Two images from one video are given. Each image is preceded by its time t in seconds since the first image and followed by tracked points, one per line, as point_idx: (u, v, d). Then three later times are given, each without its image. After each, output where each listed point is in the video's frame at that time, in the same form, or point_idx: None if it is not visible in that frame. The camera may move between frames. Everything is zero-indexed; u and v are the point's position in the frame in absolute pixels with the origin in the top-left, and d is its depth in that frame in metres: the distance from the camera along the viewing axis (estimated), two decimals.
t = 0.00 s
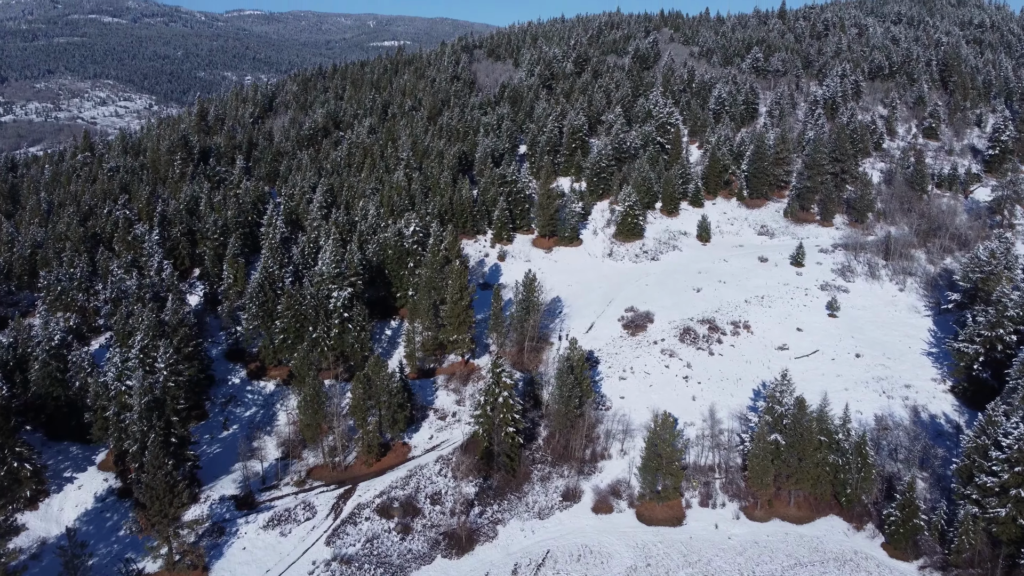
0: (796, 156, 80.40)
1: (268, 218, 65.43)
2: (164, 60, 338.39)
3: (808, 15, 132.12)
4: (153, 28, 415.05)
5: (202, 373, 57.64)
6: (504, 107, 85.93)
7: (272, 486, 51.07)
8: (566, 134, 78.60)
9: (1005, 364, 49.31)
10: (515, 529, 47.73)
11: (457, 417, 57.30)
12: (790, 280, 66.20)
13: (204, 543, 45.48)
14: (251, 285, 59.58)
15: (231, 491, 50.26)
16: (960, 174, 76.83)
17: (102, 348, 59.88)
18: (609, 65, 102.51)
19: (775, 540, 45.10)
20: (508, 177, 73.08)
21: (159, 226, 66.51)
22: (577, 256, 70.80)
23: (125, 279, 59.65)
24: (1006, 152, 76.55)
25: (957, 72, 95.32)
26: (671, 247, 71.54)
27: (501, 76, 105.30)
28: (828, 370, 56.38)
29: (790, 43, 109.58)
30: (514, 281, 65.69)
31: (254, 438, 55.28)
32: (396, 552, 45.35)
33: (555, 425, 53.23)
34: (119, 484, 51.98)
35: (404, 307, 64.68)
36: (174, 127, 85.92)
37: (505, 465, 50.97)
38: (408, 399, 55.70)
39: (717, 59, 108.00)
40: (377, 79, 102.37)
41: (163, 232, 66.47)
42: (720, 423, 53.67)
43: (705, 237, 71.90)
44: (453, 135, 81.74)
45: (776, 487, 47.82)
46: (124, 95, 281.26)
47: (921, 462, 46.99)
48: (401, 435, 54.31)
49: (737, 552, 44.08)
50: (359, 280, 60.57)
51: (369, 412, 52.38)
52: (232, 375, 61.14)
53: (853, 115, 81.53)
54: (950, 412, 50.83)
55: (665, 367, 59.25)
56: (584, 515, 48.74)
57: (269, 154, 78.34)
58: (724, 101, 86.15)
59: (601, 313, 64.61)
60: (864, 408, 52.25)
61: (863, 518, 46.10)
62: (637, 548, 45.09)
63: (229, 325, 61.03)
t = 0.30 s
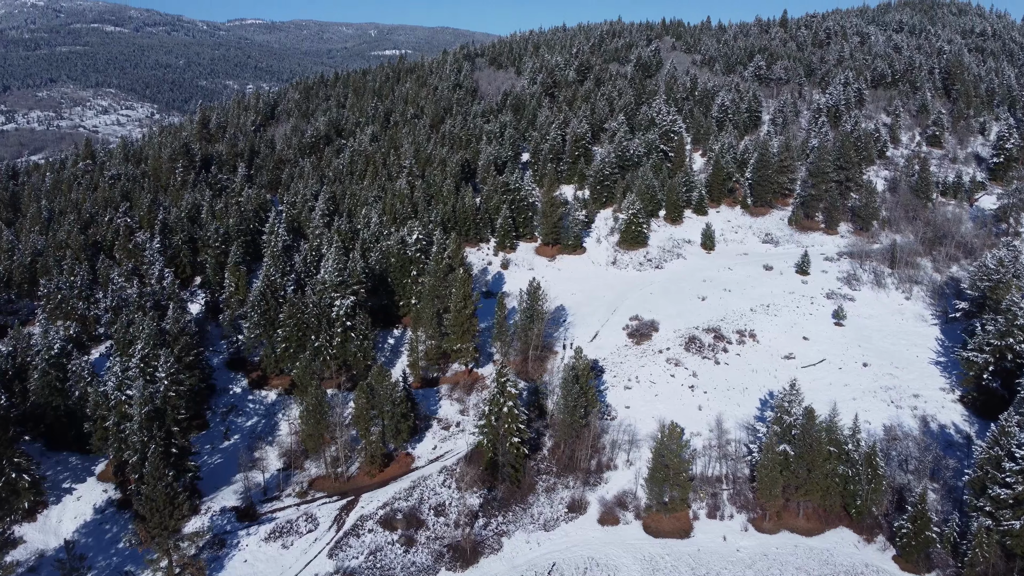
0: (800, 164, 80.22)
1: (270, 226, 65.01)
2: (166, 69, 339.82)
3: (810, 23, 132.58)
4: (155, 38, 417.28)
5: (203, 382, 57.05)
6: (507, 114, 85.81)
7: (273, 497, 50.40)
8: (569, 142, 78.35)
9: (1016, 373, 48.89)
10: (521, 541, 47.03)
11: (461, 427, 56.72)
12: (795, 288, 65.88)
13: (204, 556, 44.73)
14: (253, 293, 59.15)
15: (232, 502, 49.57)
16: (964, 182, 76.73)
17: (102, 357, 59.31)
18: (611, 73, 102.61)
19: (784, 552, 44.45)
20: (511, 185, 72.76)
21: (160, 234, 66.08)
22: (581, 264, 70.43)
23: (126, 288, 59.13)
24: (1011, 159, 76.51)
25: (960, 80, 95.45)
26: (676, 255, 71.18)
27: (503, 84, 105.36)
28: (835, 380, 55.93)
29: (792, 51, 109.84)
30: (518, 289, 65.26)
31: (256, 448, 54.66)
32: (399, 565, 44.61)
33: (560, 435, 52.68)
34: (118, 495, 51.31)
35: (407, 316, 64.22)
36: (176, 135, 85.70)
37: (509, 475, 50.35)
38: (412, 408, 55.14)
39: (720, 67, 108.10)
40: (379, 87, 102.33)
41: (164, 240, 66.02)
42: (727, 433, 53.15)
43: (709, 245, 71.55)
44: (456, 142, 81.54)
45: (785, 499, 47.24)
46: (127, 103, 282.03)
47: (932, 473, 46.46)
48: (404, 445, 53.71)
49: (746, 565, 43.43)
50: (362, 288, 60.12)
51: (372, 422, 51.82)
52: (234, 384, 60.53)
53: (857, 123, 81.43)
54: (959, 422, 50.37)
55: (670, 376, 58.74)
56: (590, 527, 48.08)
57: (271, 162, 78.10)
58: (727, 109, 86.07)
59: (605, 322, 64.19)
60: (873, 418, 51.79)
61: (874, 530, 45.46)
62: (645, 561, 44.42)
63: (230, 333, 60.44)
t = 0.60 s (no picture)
0: (810, 172, 79.85)
1: (278, 233, 64.69)
2: (174, 77, 342.06)
3: (818, 32, 132.74)
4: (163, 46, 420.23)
5: (210, 391, 56.57)
6: (515, 122, 85.74)
7: (281, 508, 49.78)
8: (578, 150, 78.07)
9: None
10: (531, 553, 46.27)
11: (471, 437, 56.14)
12: (807, 297, 65.38)
13: (210, 568, 44.02)
14: (261, 301, 58.81)
15: (239, 513, 48.92)
16: (976, 191, 76.38)
17: (109, 365, 58.95)
18: (619, 81, 102.62)
19: (800, 566, 43.68)
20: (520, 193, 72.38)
21: (168, 241, 65.83)
22: (590, 272, 70.02)
23: (133, 295, 58.76)
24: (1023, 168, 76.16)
25: (970, 88, 95.26)
26: (685, 264, 70.75)
27: (511, 92, 105.43)
28: (849, 390, 55.32)
29: (800, 60, 109.87)
30: (528, 297, 64.82)
31: (263, 458, 54.11)
32: None
33: (570, 445, 52.07)
34: (125, 505, 50.76)
35: (416, 324, 63.79)
36: (184, 142, 85.72)
37: (520, 486, 49.69)
38: (421, 418, 54.60)
39: (728, 75, 108.10)
40: (387, 95, 102.38)
41: (172, 247, 65.71)
42: (740, 444, 52.48)
43: (719, 253, 71.08)
44: (464, 150, 81.33)
45: (800, 511, 46.53)
46: (135, 111, 283.56)
47: (949, 485, 45.73)
48: (413, 456, 53.11)
49: None
50: (370, 296, 59.72)
51: (381, 432, 51.27)
52: (241, 393, 60.05)
53: (867, 131, 81.18)
54: (976, 434, 49.68)
55: (681, 386, 58.14)
56: (601, 539, 47.35)
57: (279, 170, 78.03)
58: (736, 117, 85.87)
59: (615, 330, 63.70)
60: (888, 429, 51.14)
61: (891, 544, 44.62)
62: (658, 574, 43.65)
63: (238, 341, 59.96)
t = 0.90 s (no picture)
0: (829, 181, 79.11)
1: (294, 240, 64.58)
2: (189, 86, 345.91)
3: (834, 40, 132.32)
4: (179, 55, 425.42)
5: (226, 398, 56.28)
6: (531, 130, 85.66)
7: (295, 517, 49.19)
8: (595, 157, 77.71)
9: None
10: (549, 566, 45.39)
11: (487, 447, 55.49)
12: (827, 307, 64.52)
13: None
14: (276, 309, 58.61)
15: (253, 522, 48.35)
16: (999, 200, 75.38)
17: (124, 372, 58.88)
18: (635, 89, 102.46)
19: None
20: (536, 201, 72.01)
21: (184, 248, 65.86)
22: (607, 281, 69.41)
23: (149, 302, 58.70)
24: None
25: (991, 96, 94.34)
26: (703, 273, 70.06)
27: (527, 100, 105.48)
28: (871, 402, 54.30)
29: (817, 68, 109.46)
30: (544, 306, 64.26)
31: (278, 467, 53.63)
32: None
33: (588, 456, 51.29)
34: (139, 513, 50.40)
35: (432, 332, 63.36)
36: (201, 150, 86.15)
37: (537, 498, 48.95)
38: (438, 427, 54.04)
39: (745, 83, 107.74)
40: (403, 103, 102.64)
41: (188, 253, 65.73)
42: (761, 456, 51.54)
43: (737, 262, 70.31)
44: (480, 158, 81.18)
45: (823, 526, 45.54)
46: (151, 120, 286.62)
47: (977, 500, 44.56)
48: (429, 465, 52.47)
49: None
50: (386, 304, 59.37)
51: (397, 441, 50.72)
52: (257, 401, 59.68)
53: (887, 139, 80.44)
54: (1004, 448, 48.47)
55: (700, 397, 57.30)
56: (619, 552, 46.49)
57: (295, 177, 78.15)
58: (754, 125, 85.36)
59: (633, 340, 63.01)
60: (912, 442, 50.05)
61: (917, 560, 43.44)
62: None
63: (253, 349, 59.68)
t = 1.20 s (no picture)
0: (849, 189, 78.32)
1: (312, 247, 64.48)
2: (205, 94, 350.06)
3: (853, 48, 131.80)
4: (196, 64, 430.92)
5: (242, 406, 56.00)
6: (549, 138, 85.57)
7: (311, 527, 48.57)
8: (612, 165, 77.34)
9: None
10: None
11: (505, 456, 54.79)
12: (849, 316, 63.56)
13: None
14: (293, 316, 58.42)
15: (269, 531, 47.70)
16: None
17: (141, 379, 58.82)
18: (653, 97, 102.20)
19: None
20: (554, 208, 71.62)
21: (202, 254, 65.92)
22: (625, 289, 68.79)
23: (166, 308, 58.66)
24: None
25: (1014, 104, 93.29)
26: (722, 281, 69.29)
27: (544, 108, 105.50)
28: (895, 414, 53.18)
29: (836, 76, 108.92)
30: (562, 314, 63.66)
31: (294, 475, 53.15)
32: None
33: (607, 467, 50.51)
34: (155, 521, 50.02)
35: (449, 340, 62.90)
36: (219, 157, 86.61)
37: (556, 509, 48.15)
38: (455, 436, 53.45)
39: (763, 91, 107.34)
40: (420, 111, 102.92)
41: (206, 260, 65.73)
42: (783, 468, 50.49)
43: (757, 271, 69.47)
44: (497, 165, 80.96)
45: (848, 540, 44.41)
46: (170, 127, 289.95)
47: (1008, 516, 43.29)
48: (446, 475, 51.79)
49: None
50: (403, 311, 58.96)
51: (415, 450, 50.15)
52: (273, 408, 59.35)
53: (908, 147, 79.61)
54: None
55: (720, 407, 56.39)
56: (639, 565, 45.44)
57: (312, 184, 78.28)
58: (773, 133, 84.78)
59: (651, 349, 62.27)
60: (938, 456, 48.82)
61: None
62: None
63: (269, 356, 59.43)
